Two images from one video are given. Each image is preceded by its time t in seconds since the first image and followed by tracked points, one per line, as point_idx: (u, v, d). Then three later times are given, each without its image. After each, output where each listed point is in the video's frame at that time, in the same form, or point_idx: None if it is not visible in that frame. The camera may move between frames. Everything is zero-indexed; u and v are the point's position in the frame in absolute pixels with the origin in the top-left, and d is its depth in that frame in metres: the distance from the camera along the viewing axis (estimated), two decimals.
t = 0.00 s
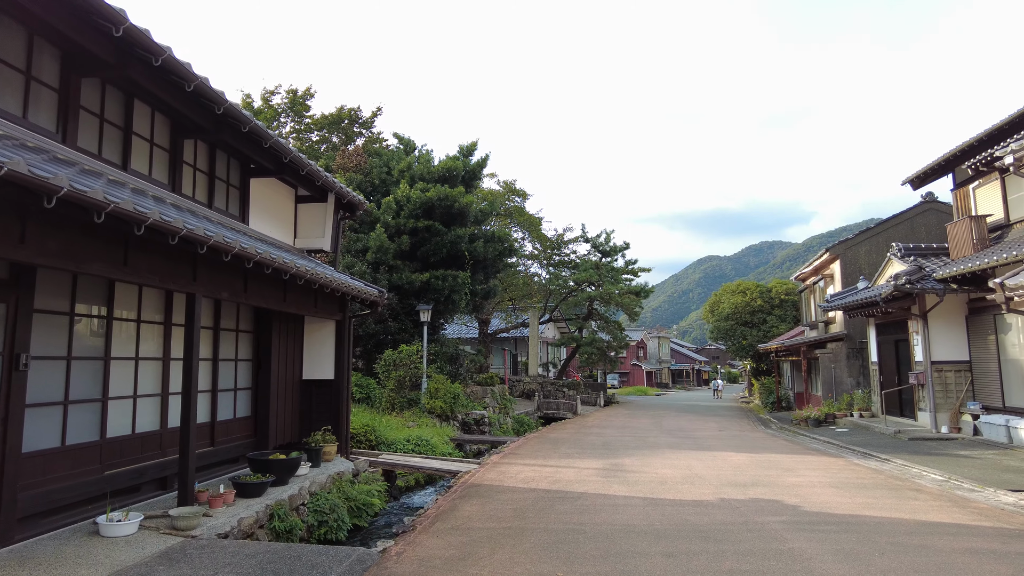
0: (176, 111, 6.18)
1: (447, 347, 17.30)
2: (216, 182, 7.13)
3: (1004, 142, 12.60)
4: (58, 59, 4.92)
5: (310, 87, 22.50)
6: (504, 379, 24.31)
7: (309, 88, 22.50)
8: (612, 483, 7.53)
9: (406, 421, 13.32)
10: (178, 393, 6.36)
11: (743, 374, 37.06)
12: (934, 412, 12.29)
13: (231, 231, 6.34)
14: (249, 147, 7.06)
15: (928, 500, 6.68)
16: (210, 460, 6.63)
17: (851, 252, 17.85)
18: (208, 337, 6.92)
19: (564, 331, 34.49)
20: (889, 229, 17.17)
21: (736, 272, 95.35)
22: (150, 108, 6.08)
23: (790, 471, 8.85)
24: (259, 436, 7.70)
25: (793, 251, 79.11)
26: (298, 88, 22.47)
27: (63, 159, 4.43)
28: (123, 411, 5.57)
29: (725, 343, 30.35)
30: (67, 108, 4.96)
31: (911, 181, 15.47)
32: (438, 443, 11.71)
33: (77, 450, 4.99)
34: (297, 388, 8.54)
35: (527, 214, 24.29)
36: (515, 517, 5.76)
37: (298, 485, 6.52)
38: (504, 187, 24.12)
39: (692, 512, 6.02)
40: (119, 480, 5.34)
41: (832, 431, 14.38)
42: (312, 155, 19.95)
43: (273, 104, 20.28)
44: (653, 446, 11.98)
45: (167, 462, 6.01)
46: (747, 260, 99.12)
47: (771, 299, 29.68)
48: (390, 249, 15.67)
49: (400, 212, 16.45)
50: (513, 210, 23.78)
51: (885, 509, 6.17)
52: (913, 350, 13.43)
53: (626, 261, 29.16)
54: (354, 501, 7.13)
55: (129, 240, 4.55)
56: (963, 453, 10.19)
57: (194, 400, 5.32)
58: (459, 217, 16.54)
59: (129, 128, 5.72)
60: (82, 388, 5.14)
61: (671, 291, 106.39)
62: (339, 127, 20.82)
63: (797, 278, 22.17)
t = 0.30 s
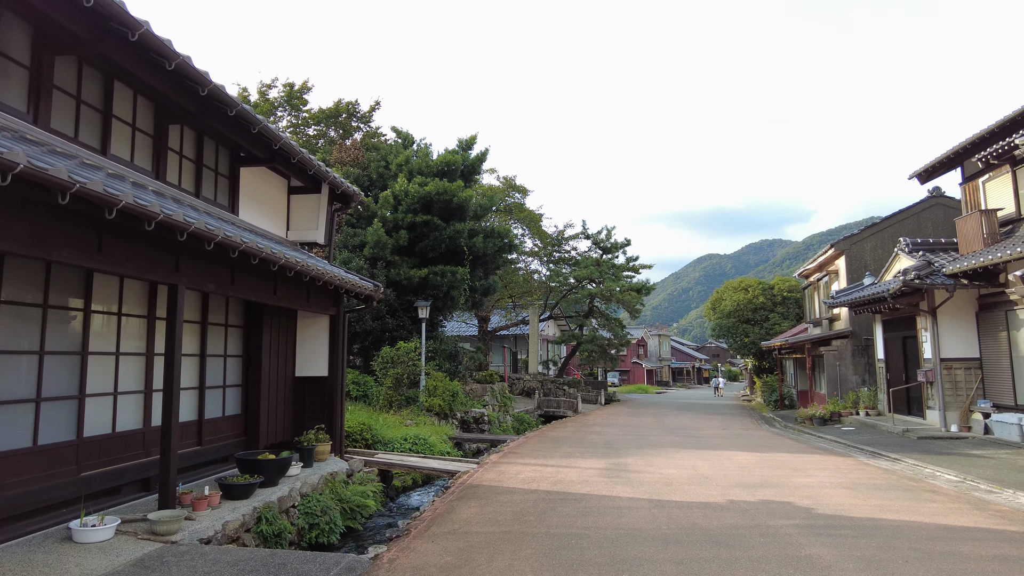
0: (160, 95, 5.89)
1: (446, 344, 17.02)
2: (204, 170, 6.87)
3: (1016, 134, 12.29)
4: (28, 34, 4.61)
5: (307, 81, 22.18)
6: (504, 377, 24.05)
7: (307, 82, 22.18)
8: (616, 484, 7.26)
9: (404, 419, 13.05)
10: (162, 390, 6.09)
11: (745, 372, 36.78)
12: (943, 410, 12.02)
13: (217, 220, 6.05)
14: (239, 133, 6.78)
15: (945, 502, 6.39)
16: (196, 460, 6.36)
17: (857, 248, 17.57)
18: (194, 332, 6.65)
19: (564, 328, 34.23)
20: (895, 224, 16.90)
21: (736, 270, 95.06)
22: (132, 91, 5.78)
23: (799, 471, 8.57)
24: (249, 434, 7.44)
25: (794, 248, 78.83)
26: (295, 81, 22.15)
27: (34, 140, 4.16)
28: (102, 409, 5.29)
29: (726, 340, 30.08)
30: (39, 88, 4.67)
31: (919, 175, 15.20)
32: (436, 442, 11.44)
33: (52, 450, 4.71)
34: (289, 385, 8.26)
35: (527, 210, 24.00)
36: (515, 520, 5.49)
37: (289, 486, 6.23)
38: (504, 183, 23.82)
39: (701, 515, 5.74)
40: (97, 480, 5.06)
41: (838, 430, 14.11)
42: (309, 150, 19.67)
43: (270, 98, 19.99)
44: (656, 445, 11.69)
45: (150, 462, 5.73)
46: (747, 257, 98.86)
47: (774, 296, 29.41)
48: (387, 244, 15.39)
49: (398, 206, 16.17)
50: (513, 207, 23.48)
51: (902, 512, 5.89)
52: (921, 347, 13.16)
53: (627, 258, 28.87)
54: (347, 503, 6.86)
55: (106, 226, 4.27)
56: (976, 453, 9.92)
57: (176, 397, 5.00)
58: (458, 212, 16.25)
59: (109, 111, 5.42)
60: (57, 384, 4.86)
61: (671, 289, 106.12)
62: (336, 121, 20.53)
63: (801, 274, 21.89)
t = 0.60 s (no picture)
0: (139, 84, 5.60)
1: (442, 345, 16.71)
2: (187, 164, 6.59)
3: None
4: None
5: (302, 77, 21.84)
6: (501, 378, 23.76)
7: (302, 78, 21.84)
8: (616, 491, 6.97)
9: (400, 422, 12.75)
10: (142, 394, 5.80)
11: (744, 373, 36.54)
12: (950, 413, 11.75)
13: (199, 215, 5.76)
14: (223, 125, 6.50)
15: (961, 510, 6.11)
16: (177, 467, 6.08)
17: (860, 247, 17.30)
18: (176, 333, 6.36)
19: (562, 329, 33.94)
20: (898, 223, 16.65)
21: (735, 271, 94.87)
22: (109, 78, 5.48)
23: (805, 477, 8.29)
24: (235, 439, 7.15)
25: (792, 249, 78.63)
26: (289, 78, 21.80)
27: None
28: (75, 414, 5.00)
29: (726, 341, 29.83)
30: (3, 73, 4.38)
31: (923, 174, 14.93)
32: (431, 446, 11.14)
33: (17, 459, 4.43)
34: (279, 387, 7.98)
35: (526, 210, 23.72)
36: (511, 531, 5.20)
37: (274, 494, 5.93)
38: (502, 182, 23.53)
39: (706, 526, 5.46)
40: (69, 490, 4.78)
41: (841, 432, 13.85)
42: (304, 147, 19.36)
43: (264, 95, 19.67)
44: (656, 449, 11.40)
45: (128, 470, 5.45)
46: (746, 258, 98.68)
47: (774, 296, 29.16)
48: (383, 243, 15.08)
49: (393, 205, 15.87)
50: (512, 206, 23.19)
51: (918, 522, 5.61)
52: (927, 349, 12.90)
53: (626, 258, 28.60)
54: (336, 512, 6.57)
55: (72, 220, 3.99)
56: (986, 457, 9.65)
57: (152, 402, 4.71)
58: (455, 211, 15.97)
59: (84, 99, 5.14)
60: (23, 388, 4.57)
61: (670, 289, 105.89)
62: (332, 119, 20.24)
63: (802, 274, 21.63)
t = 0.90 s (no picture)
0: (109, 66, 5.28)
1: (435, 345, 16.39)
2: (163, 153, 6.28)
3: None
4: None
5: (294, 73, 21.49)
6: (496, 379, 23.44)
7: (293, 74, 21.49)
8: (614, 496, 6.66)
9: (391, 423, 12.42)
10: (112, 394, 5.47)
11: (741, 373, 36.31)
12: (954, 413, 11.49)
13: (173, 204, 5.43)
14: (201, 111, 6.17)
15: (975, 516, 5.84)
16: (150, 471, 5.75)
17: (860, 245, 17.05)
18: (151, 330, 6.03)
19: (558, 328, 33.64)
20: (898, 220, 16.40)
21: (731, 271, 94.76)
22: (75, 59, 5.14)
23: (809, 480, 8.00)
24: (215, 441, 6.83)
25: (788, 249, 78.54)
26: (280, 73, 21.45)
27: None
28: (35, 417, 4.67)
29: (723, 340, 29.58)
30: None
31: (924, 170, 14.68)
32: (423, 447, 10.82)
33: None
34: (262, 388, 7.66)
35: (521, 208, 23.44)
36: (503, 540, 4.89)
37: (252, 500, 5.61)
38: (497, 179, 23.24)
39: (709, 533, 5.15)
40: (27, 498, 4.45)
41: (842, 433, 13.59)
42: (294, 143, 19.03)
43: (255, 91, 19.33)
44: (654, 450, 11.10)
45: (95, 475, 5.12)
46: (742, 258, 98.61)
47: (771, 296, 28.93)
48: (375, 241, 14.75)
49: (385, 201, 15.55)
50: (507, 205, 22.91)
51: (931, 528, 5.32)
52: (930, 348, 12.65)
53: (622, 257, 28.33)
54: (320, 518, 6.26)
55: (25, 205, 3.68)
56: (992, 458, 9.38)
57: (117, 404, 4.37)
58: (448, 208, 15.68)
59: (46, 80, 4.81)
60: None
61: (665, 289, 105.75)
62: (324, 114, 19.92)
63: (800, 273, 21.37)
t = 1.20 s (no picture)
0: (79, 47, 4.97)
1: (431, 345, 16.04)
2: (141, 141, 5.97)
3: None
4: None
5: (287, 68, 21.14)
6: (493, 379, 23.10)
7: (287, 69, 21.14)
8: (615, 501, 6.35)
9: (384, 425, 12.09)
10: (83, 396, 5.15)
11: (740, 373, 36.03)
12: (961, 413, 11.20)
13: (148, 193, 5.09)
14: (179, 97, 5.85)
15: (995, 523, 5.54)
16: (124, 478, 5.43)
17: (862, 243, 16.77)
18: (128, 328, 5.72)
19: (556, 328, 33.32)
20: (902, 218, 16.14)
21: (729, 271, 94.56)
22: (41, 39, 4.83)
23: (817, 483, 7.69)
24: (197, 445, 6.51)
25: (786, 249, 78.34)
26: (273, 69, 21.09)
27: None
28: None
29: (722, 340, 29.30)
30: None
31: (929, 166, 14.41)
32: (417, 450, 10.49)
33: None
34: (248, 389, 7.34)
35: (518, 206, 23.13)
36: (497, 551, 4.58)
37: (233, 508, 5.29)
38: (494, 177, 22.94)
39: (717, 543, 4.84)
40: None
41: (846, 434, 13.30)
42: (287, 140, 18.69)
43: (247, 86, 18.98)
44: (655, 453, 10.79)
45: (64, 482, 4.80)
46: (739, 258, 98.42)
47: (771, 295, 28.65)
48: (369, 238, 14.41)
49: (379, 198, 15.23)
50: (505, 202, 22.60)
51: (951, 538, 5.02)
52: (936, 347, 12.38)
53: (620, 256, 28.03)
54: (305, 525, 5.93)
55: None
56: (1004, 460, 9.10)
57: (82, 407, 4.06)
58: (443, 205, 15.37)
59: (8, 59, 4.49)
60: None
61: (663, 289, 105.52)
62: (318, 110, 19.59)
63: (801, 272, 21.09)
